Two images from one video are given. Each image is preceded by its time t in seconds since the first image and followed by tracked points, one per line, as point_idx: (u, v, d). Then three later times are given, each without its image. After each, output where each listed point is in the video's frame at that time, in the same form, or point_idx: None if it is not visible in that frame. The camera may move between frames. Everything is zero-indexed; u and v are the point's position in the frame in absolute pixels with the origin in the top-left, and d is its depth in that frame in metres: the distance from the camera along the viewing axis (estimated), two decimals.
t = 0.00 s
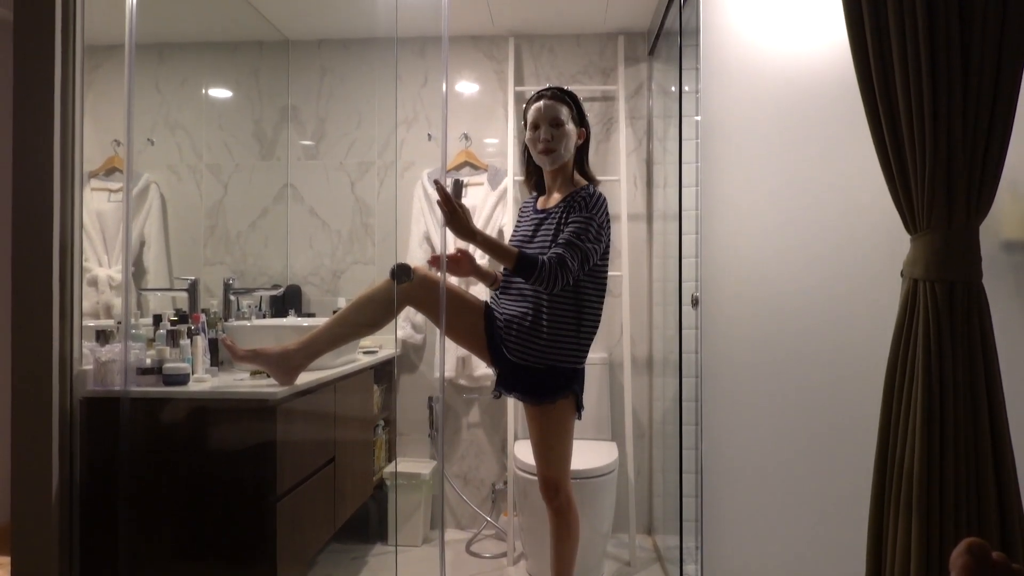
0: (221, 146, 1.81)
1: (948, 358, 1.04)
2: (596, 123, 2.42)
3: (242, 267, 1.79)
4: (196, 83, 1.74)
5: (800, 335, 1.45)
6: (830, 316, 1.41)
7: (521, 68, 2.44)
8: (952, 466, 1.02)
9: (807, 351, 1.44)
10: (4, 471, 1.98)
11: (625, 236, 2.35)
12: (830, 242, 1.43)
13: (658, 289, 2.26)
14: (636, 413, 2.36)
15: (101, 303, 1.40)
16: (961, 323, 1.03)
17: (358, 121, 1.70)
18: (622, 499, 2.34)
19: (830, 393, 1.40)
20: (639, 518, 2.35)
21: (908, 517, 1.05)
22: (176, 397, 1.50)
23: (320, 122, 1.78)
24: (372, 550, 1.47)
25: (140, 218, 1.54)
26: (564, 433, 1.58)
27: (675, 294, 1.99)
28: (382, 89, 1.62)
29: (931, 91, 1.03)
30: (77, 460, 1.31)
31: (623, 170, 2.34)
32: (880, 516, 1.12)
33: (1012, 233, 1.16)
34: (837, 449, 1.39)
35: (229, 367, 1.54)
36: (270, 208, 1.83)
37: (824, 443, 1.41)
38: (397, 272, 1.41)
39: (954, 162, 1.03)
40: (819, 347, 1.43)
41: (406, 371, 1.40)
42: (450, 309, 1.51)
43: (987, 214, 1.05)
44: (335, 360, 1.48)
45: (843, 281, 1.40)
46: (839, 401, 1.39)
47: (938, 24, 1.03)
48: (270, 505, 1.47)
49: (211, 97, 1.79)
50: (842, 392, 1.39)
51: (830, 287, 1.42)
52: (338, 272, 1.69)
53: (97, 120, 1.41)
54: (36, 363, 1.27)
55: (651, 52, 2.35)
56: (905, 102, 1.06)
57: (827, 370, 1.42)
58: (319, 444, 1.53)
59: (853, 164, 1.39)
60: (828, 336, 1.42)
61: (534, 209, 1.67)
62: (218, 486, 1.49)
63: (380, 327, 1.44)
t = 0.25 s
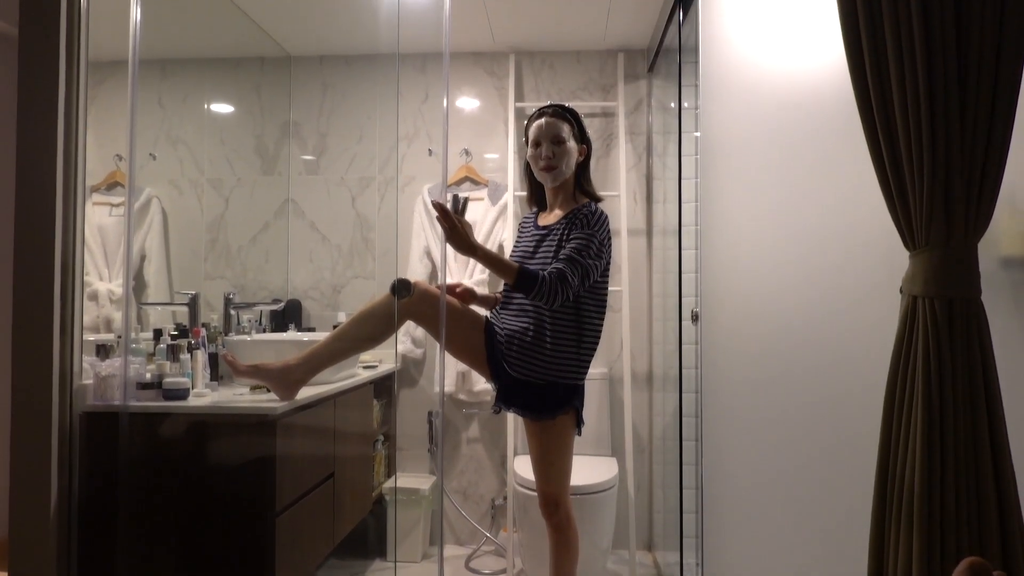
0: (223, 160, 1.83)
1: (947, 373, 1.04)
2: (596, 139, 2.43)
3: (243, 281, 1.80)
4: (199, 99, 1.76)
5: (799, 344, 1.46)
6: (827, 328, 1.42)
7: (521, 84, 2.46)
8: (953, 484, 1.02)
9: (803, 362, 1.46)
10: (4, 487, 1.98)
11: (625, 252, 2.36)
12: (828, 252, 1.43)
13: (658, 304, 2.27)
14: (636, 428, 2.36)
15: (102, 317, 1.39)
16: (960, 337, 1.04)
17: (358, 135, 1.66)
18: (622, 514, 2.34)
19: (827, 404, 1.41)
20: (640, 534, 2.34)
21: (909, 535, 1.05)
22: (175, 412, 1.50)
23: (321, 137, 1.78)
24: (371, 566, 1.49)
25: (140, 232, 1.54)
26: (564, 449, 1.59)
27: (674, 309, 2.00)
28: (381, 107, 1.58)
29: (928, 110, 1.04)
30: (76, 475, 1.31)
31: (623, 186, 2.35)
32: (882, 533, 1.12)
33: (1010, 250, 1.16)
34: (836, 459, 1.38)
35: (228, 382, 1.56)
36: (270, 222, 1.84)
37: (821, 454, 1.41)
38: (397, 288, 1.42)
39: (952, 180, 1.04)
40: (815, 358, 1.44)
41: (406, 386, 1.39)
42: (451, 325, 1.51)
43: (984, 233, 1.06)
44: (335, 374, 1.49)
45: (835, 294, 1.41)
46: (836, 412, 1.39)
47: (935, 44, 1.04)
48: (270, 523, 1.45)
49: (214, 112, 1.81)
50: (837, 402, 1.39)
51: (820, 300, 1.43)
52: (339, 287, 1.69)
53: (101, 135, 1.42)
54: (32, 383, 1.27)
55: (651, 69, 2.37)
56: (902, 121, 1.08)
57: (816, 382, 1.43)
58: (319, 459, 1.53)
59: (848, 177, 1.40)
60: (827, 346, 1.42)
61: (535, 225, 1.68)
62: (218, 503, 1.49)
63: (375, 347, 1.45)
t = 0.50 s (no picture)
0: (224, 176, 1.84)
1: (947, 388, 1.04)
2: (596, 152, 2.44)
3: (243, 293, 1.78)
4: (200, 111, 1.77)
5: (799, 358, 1.45)
6: (826, 341, 1.38)
7: (522, 98, 2.47)
8: (953, 500, 1.02)
9: (796, 373, 1.46)
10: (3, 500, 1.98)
11: (625, 265, 2.37)
12: (824, 264, 1.40)
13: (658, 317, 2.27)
14: (636, 441, 2.35)
15: (102, 328, 1.42)
16: (959, 351, 1.04)
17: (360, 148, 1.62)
18: (622, 528, 2.33)
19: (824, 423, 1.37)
20: (640, 548, 2.33)
21: (909, 551, 1.05)
22: (174, 423, 1.50)
23: (322, 150, 1.74)
24: None
25: (143, 243, 1.57)
26: (563, 462, 1.59)
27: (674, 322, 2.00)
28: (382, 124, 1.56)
29: (925, 129, 1.05)
30: (73, 481, 1.36)
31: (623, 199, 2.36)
32: (882, 547, 1.13)
33: (1009, 265, 1.17)
34: (831, 479, 1.34)
35: (228, 394, 1.53)
36: (270, 234, 1.82)
37: (810, 469, 1.40)
38: (393, 302, 1.41)
39: (949, 198, 1.04)
40: (812, 373, 1.41)
41: (405, 398, 1.40)
42: (449, 336, 1.51)
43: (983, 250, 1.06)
44: (334, 387, 1.47)
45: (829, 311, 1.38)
46: (833, 432, 1.34)
47: (933, 63, 1.05)
48: (267, 534, 1.45)
49: (215, 124, 1.82)
50: (832, 419, 1.35)
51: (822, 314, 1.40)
52: (339, 299, 1.64)
53: (104, 148, 1.43)
54: (32, 397, 1.31)
55: (651, 83, 2.38)
56: (901, 140, 1.09)
57: (812, 399, 1.40)
58: (317, 471, 1.51)
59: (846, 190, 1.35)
60: (822, 360, 1.39)
61: (535, 238, 1.68)
62: (217, 518, 1.47)
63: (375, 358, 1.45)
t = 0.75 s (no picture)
0: (223, 173, 1.79)
1: (947, 391, 1.05)
2: (596, 155, 2.45)
3: (243, 295, 1.69)
4: (199, 112, 1.76)
5: (800, 361, 1.44)
6: (825, 344, 1.37)
7: (522, 100, 2.48)
8: (952, 503, 1.03)
9: (795, 376, 1.46)
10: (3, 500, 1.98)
11: (624, 267, 2.37)
12: (822, 266, 1.39)
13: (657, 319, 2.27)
14: (636, 443, 2.35)
15: (101, 329, 1.43)
16: (959, 354, 1.05)
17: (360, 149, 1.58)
18: (621, 530, 2.33)
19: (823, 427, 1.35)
20: (639, 550, 2.33)
21: (910, 553, 1.05)
22: (173, 424, 1.49)
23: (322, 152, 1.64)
24: None
25: (141, 245, 1.57)
26: (562, 464, 1.60)
27: (673, 325, 2.00)
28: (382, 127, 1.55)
29: (924, 133, 1.06)
30: (72, 483, 1.37)
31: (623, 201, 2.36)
32: (882, 549, 1.13)
33: (1007, 268, 1.17)
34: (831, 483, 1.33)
35: (226, 396, 1.51)
36: (270, 235, 1.71)
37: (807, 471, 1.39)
38: (387, 303, 1.42)
39: (947, 202, 1.05)
40: (811, 375, 1.41)
41: (404, 400, 1.40)
42: (443, 338, 1.52)
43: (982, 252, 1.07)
44: (332, 389, 1.47)
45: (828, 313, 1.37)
46: (833, 435, 1.33)
47: (931, 68, 1.05)
48: (267, 533, 1.44)
49: (215, 126, 1.79)
50: (832, 422, 1.33)
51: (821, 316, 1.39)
52: (339, 301, 1.54)
53: (103, 150, 1.46)
54: (30, 397, 1.32)
55: (650, 87, 2.39)
56: (900, 143, 1.09)
57: (811, 401, 1.40)
58: (316, 473, 1.50)
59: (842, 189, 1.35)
60: (820, 363, 1.39)
61: (532, 239, 1.69)
62: (218, 520, 1.47)
63: (375, 360, 1.46)
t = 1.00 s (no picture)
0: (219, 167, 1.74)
1: (945, 388, 1.05)
2: (595, 151, 2.45)
3: (241, 290, 1.63)
4: (199, 108, 1.71)
5: (798, 359, 1.44)
6: (823, 342, 1.38)
7: (521, 96, 2.48)
8: (950, 498, 1.04)
9: (795, 375, 1.45)
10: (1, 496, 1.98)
11: (623, 263, 2.37)
12: (822, 266, 1.39)
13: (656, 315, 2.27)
14: (635, 439, 2.35)
15: (100, 325, 1.46)
16: (956, 350, 1.06)
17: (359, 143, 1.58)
18: (620, 525, 2.33)
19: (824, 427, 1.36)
20: (638, 545, 2.33)
21: (909, 549, 1.06)
22: (172, 420, 1.49)
23: (321, 147, 1.63)
24: None
25: (139, 241, 1.58)
26: (559, 459, 1.60)
27: (672, 320, 2.00)
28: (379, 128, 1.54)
29: (924, 131, 1.06)
30: (71, 477, 1.40)
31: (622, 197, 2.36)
32: (880, 546, 1.14)
33: (1005, 263, 1.18)
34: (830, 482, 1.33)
35: (224, 392, 1.50)
36: (269, 231, 1.66)
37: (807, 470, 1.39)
38: (381, 298, 1.42)
39: (946, 200, 1.05)
40: (809, 373, 1.41)
41: (403, 396, 1.39)
42: (441, 333, 1.51)
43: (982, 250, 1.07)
44: (331, 385, 1.47)
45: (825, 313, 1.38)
46: (833, 435, 1.33)
47: (931, 68, 1.05)
48: (265, 530, 1.46)
49: (214, 122, 1.73)
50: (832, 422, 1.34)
51: (821, 315, 1.39)
52: (337, 297, 1.55)
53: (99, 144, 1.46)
54: (30, 392, 1.35)
55: (650, 82, 2.39)
56: (900, 142, 1.09)
57: (812, 401, 1.40)
58: (315, 469, 1.48)
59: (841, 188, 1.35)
60: (819, 363, 1.39)
61: (528, 235, 1.69)
62: (218, 516, 1.47)
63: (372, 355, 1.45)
